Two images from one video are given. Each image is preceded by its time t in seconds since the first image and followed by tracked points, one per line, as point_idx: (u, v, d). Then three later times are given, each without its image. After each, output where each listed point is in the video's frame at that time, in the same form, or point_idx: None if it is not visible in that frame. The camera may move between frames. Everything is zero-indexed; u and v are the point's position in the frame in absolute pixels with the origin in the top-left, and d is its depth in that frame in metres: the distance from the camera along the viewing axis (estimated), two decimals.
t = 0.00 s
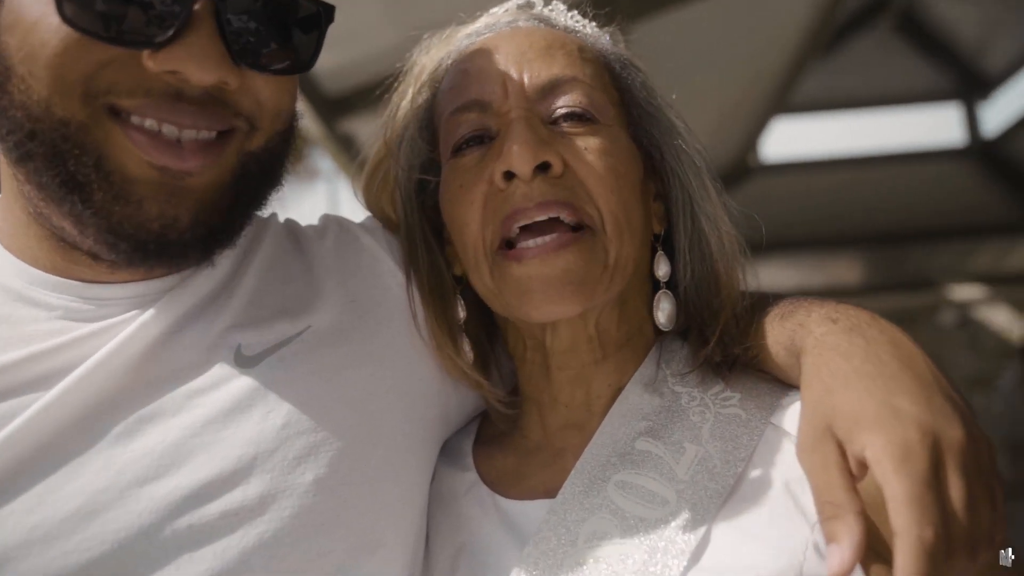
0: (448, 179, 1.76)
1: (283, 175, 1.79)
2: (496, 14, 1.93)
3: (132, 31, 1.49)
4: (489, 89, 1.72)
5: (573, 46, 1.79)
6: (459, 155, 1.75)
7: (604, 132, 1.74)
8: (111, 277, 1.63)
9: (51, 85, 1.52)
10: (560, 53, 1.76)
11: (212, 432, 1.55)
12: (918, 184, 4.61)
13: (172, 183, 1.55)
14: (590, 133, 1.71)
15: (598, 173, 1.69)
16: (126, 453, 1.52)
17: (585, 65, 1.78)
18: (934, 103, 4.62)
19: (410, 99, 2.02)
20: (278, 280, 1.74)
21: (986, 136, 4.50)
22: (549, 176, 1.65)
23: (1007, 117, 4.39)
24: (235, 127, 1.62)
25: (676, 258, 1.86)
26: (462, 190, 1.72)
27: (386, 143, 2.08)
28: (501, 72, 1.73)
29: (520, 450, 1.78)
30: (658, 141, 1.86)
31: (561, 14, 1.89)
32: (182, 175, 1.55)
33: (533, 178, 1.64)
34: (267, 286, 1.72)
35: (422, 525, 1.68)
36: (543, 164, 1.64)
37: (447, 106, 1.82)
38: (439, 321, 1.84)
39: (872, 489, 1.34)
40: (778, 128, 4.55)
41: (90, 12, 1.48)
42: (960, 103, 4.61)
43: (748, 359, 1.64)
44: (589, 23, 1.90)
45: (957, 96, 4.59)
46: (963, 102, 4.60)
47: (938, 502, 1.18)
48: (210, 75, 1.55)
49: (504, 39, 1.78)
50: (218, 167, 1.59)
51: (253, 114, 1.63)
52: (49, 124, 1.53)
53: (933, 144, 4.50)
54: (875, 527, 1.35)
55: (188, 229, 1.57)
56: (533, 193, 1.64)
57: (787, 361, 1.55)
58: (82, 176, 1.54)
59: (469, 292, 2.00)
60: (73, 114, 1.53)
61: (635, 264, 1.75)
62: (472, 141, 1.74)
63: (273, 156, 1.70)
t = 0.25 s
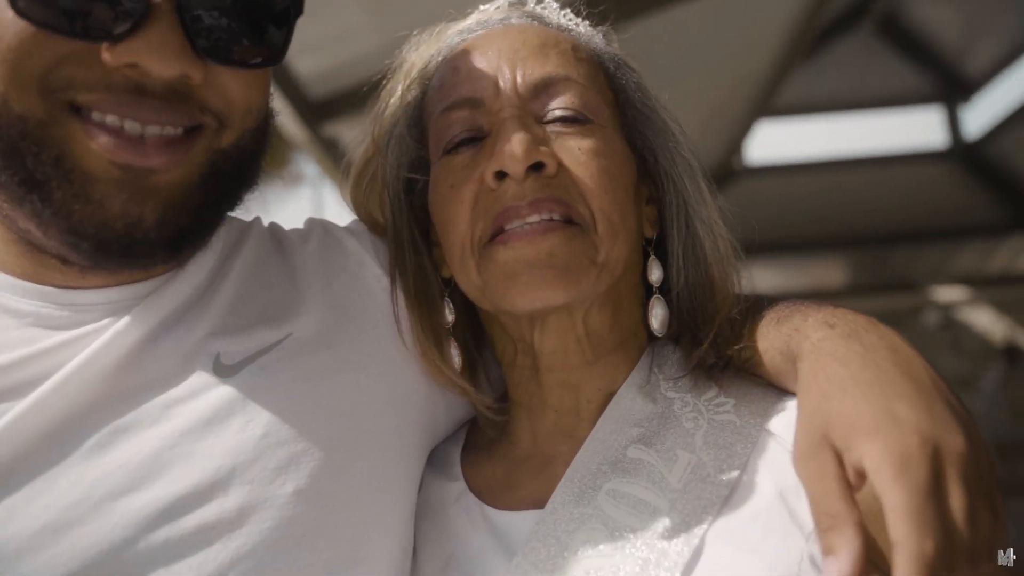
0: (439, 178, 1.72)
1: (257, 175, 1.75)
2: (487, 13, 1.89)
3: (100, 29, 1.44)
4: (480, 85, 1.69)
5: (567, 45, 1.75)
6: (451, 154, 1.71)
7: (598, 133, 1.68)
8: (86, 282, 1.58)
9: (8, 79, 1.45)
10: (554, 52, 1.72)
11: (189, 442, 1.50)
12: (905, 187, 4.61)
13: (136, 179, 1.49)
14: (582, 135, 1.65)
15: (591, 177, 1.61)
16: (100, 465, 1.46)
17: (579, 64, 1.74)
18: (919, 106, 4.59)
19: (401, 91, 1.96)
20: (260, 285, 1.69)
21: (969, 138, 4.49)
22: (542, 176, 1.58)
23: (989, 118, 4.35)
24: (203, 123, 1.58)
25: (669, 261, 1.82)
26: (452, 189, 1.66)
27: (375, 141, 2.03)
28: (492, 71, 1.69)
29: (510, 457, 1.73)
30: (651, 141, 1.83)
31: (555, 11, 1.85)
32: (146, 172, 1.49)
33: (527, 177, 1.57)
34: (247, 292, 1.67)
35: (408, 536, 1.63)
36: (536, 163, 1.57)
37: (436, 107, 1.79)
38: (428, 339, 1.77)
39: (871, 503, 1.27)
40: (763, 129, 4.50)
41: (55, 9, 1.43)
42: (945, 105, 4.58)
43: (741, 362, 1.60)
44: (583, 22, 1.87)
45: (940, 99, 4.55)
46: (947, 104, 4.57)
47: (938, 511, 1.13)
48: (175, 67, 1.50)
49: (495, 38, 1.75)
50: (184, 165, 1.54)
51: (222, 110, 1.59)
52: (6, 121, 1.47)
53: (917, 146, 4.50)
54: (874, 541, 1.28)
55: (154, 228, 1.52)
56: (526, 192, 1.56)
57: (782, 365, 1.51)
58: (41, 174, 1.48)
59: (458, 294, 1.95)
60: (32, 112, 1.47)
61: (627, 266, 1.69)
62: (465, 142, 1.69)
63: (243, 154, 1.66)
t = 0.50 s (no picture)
0: (438, 167, 1.69)
1: (240, 170, 1.73)
2: (494, 11, 1.85)
3: (77, 24, 1.42)
4: (485, 75, 1.66)
5: (573, 43, 1.72)
6: (451, 141, 1.68)
7: (601, 129, 1.66)
8: (69, 279, 1.55)
9: None
10: (560, 49, 1.69)
11: (174, 442, 1.48)
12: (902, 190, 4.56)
13: (110, 172, 1.47)
14: (585, 129, 1.62)
15: (592, 168, 1.59)
16: (83, 465, 1.45)
17: (585, 63, 1.71)
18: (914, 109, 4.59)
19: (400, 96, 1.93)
20: (251, 284, 1.67)
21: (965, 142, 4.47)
22: (543, 168, 1.56)
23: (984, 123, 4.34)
24: (180, 117, 1.55)
25: (667, 266, 1.78)
26: (452, 178, 1.64)
27: (376, 135, 1.98)
28: (497, 63, 1.66)
29: (503, 457, 1.71)
30: (652, 144, 1.78)
31: (560, 13, 1.82)
32: (120, 167, 1.47)
33: (527, 168, 1.55)
34: (236, 290, 1.65)
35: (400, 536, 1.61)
36: (538, 154, 1.55)
37: (439, 96, 1.77)
38: (419, 324, 1.77)
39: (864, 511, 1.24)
40: (759, 132, 4.55)
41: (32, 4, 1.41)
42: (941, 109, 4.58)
43: (736, 363, 1.56)
44: (589, 26, 1.82)
45: (937, 104, 4.56)
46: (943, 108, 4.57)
47: (930, 518, 1.13)
48: (145, 60, 1.47)
49: (500, 33, 1.72)
50: (161, 160, 1.51)
51: (199, 104, 1.56)
52: None
53: (914, 151, 4.49)
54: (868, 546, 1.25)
55: (129, 223, 1.48)
56: (529, 182, 1.54)
57: (775, 369, 1.47)
58: (13, 169, 1.45)
59: (452, 289, 1.90)
60: (5, 107, 1.45)
61: (624, 267, 1.67)
62: (465, 128, 1.67)
63: (223, 149, 1.63)
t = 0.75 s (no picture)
0: (438, 181, 1.68)
1: (235, 184, 1.74)
2: (496, 26, 1.84)
3: (71, 40, 1.46)
4: (485, 91, 1.66)
5: (574, 60, 1.72)
6: (450, 154, 1.68)
7: (599, 146, 1.65)
8: (65, 292, 1.57)
9: None
10: (560, 65, 1.69)
11: (169, 457, 1.49)
12: (904, 201, 4.72)
13: (104, 185, 1.49)
14: (584, 145, 1.62)
15: (588, 184, 1.59)
16: (80, 477, 1.46)
17: (584, 79, 1.71)
18: (920, 121, 4.47)
19: (391, 116, 1.96)
20: (248, 298, 1.68)
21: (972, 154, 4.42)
22: (541, 184, 1.56)
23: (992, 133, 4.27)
24: (174, 130, 1.57)
25: (664, 282, 1.77)
26: (451, 194, 1.64)
27: (376, 150, 1.98)
28: (497, 77, 1.66)
29: (499, 472, 1.71)
30: (650, 161, 1.78)
31: (562, 31, 1.81)
32: (113, 180, 1.49)
33: (524, 184, 1.54)
34: (234, 304, 1.66)
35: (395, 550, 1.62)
36: (536, 170, 1.55)
37: (439, 108, 1.76)
38: (415, 336, 1.77)
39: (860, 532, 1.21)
40: (763, 146, 4.47)
41: (28, 21, 1.45)
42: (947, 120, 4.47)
43: (729, 379, 1.55)
44: (590, 43, 1.82)
45: (942, 115, 4.43)
46: (949, 120, 4.45)
47: (921, 539, 1.13)
48: (136, 72, 1.51)
49: (500, 48, 1.72)
50: (153, 173, 1.53)
51: (192, 116, 1.59)
52: None
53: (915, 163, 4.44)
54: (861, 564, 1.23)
55: (122, 234, 1.50)
56: (525, 199, 1.54)
57: (769, 387, 1.46)
58: (8, 182, 1.47)
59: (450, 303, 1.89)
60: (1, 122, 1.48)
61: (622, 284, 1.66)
62: (465, 140, 1.67)
63: (217, 161, 1.64)
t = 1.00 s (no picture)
0: (440, 209, 1.72)
1: (241, 209, 1.79)
2: (500, 53, 1.89)
3: (86, 67, 1.52)
4: (489, 117, 1.70)
5: (576, 87, 1.76)
6: (455, 176, 1.71)
7: (600, 171, 1.69)
8: (75, 312, 1.61)
9: None
10: (563, 92, 1.73)
11: (175, 475, 1.52)
12: (911, 216, 4.89)
13: (115, 208, 1.53)
14: (586, 171, 1.65)
15: (586, 212, 1.61)
16: (89, 496, 1.50)
17: (586, 107, 1.75)
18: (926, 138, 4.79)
19: (396, 143, 1.99)
20: (254, 320, 1.72)
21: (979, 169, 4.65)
22: (542, 209, 1.57)
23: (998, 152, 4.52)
24: (182, 155, 1.63)
25: (661, 305, 1.79)
26: (455, 218, 1.66)
27: (383, 170, 2.01)
28: (501, 104, 1.71)
29: (498, 487, 1.73)
30: (649, 188, 1.81)
31: (564, 59, 1.86)
32: (123, 202, 1.54)
33: (527, 209, 1.56)
34: (239, 325, 1.70)
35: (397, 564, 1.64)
36: (538, 196, 1.57)
37: (444, 133, 1.81)
38: (415, 365, 1.78)
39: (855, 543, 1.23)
40: (771, 160, 4.84)
41: (45, 49, 1.50)
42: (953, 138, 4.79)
43: (722, 395, 1.57)
44: (591, 70, 1.87)
45: (949, 131, 4.76)
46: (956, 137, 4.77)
47: (914, 551, 1.13)
48: (145, 98, 1.56)
49: (506, 76, 1.76)
50: (162, 195, 1.58)
51: (200, 142, 1.64)
52: None
53: (925, 176, 4.69)
54: None
55: (131, 255, 1.54)
56: (527, 224, 1.55)
57: (765, 402, 1.45)
58: (22, 205, 1.52)
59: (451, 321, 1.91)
60: (15, 146, 1.53)
61: (618, 304, 1.68)
62: (467, 166, 1.71)
63: (226, 185, 1.70)
